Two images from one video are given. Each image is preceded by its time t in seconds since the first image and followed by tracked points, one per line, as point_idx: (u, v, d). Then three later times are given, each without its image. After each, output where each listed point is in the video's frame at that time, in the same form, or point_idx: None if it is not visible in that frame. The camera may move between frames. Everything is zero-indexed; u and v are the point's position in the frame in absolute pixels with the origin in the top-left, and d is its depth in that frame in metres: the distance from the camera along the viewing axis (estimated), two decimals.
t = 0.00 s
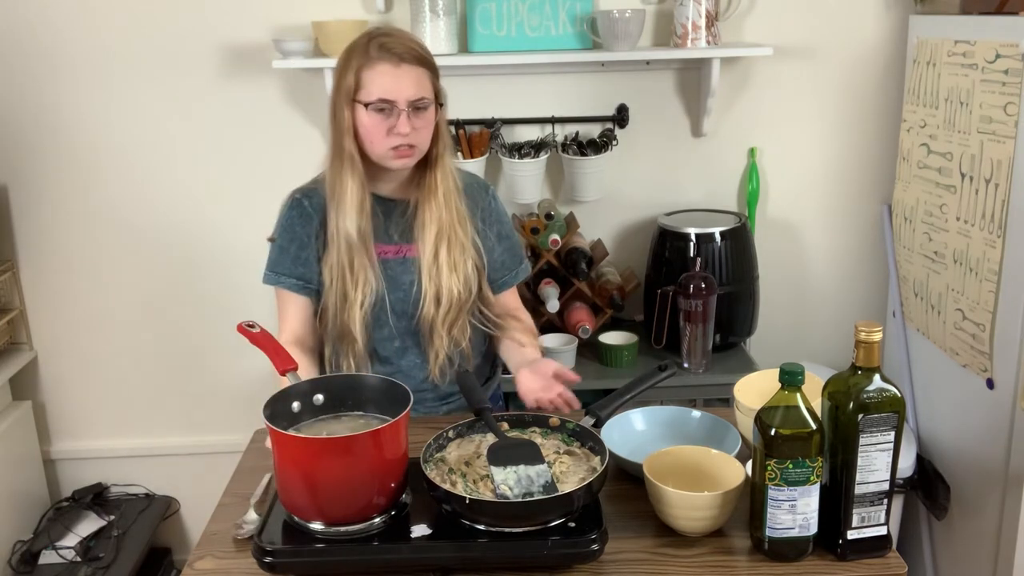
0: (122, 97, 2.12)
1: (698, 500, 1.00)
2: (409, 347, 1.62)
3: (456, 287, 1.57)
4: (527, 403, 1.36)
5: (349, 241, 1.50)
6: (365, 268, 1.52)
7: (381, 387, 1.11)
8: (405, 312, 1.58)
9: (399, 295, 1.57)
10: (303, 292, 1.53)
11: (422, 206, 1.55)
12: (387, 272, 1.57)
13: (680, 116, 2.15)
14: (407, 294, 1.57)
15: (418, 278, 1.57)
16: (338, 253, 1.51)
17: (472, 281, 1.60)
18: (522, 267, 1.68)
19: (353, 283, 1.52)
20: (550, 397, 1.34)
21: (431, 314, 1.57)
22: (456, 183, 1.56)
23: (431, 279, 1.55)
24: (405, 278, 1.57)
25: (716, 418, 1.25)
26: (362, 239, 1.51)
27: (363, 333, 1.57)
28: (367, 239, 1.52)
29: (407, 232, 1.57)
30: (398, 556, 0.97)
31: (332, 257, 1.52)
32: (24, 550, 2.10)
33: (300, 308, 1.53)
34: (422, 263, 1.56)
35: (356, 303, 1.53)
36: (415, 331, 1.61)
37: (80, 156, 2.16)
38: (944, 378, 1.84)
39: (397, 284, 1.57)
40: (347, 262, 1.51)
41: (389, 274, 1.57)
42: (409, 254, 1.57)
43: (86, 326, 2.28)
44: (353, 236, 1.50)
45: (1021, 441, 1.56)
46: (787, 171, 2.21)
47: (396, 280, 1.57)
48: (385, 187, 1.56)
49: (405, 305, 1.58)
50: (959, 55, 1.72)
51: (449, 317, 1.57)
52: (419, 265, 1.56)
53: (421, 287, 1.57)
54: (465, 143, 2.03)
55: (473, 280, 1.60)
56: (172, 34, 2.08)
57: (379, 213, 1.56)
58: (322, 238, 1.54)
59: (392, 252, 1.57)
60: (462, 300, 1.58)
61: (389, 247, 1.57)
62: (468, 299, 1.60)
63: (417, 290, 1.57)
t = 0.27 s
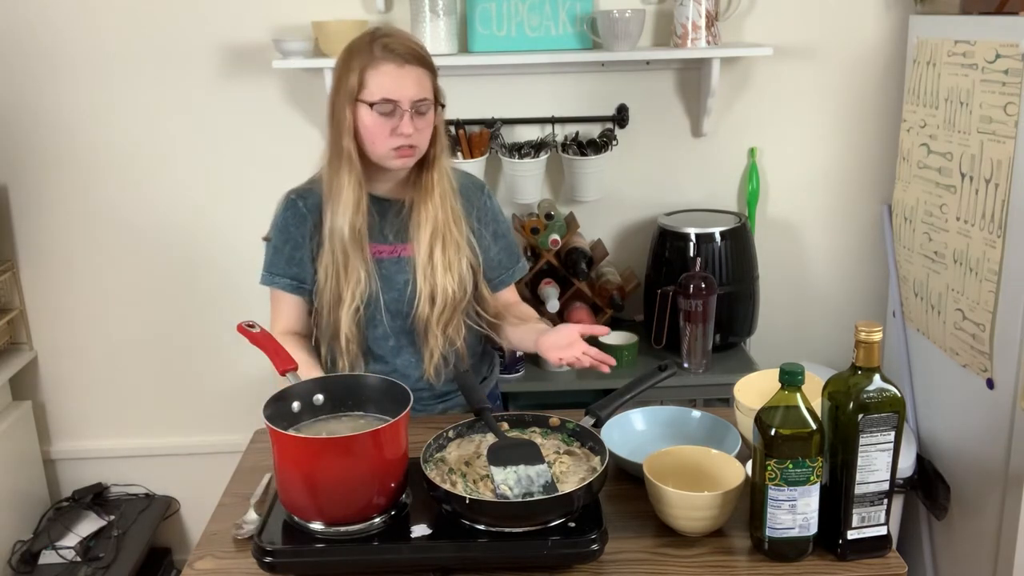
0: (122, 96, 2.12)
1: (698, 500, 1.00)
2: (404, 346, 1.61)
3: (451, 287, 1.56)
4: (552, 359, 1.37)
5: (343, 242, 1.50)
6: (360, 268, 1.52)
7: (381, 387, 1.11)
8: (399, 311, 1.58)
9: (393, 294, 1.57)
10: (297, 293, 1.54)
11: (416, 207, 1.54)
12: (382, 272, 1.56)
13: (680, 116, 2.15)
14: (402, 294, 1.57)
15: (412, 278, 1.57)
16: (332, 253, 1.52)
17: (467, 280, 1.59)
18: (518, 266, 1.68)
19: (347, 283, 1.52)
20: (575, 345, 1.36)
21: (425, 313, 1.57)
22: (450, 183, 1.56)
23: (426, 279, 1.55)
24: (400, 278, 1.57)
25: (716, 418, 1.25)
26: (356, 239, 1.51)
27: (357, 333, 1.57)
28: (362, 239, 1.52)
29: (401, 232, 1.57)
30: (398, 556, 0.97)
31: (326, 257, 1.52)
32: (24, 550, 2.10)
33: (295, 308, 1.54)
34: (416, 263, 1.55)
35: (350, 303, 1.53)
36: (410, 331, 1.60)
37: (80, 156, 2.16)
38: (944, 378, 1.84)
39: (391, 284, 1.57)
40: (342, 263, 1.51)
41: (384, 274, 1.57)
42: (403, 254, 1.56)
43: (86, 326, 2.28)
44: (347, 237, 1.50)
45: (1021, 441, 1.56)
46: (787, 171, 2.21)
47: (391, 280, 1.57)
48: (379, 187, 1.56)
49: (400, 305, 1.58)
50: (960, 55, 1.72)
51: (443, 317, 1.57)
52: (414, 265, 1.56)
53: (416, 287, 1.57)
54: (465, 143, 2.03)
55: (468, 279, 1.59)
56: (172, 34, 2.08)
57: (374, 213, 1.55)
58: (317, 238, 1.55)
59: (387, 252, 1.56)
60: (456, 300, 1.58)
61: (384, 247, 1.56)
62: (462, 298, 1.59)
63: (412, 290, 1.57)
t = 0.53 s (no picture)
0: (122, 96, 2.12)
1: (698, 500, 1.00)
2: (406, 348, 1.60)
3: (451, 287, 1.55)
4: (542, 353, 1.37)
5: (343, 245, 1.50)
6: (360, 271, 1.51)
7: (380, 387, 1.11)
8: (400, 314, 1.58)
9: (395, 297, 1.57)
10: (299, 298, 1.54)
11: (416, 208, 1.54)
12: (382, 275, 1.56)
13: (680, 116, 2.15)
14: (403, 296, 1.57)
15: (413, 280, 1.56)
16: (333, 256, 1.51)
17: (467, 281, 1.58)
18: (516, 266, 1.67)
19: (348, 287, 1.52)
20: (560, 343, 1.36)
21: (426, 314, 1.55)
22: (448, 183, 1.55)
23: (426, 280, 1.54)
24: (400, 280, 1.56)
25: (716, 418, 1.25)
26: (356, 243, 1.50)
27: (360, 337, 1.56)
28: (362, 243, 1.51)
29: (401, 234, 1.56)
30: (398, 556, 0.97)
31: (327, 261, 1.52)
32: (24, 550, 2.10)
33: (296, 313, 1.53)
34: (416, 264, 1.54)
35: (352, 306, 1.52)
36: (411, 333, 1.60)
37: (80, 156, 2.16)
38: (944, 378, 1.84)
39: (391, 287, 1.56)
40: (342, 267, 1.51)
41: (385, 277, 1.56)
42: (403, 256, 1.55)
43: (86, 326, 2.28)
44: (347, 240, 1.50)
45: (1021, 441, 1.56)
46: (787, 171, 2.21)
47: (392, 282, 1.56)
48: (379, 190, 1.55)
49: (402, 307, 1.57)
50: (959, 55, 1.72)
51: (444, 317, 1.56)
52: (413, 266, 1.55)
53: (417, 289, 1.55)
54: (465, 143, 2.03)
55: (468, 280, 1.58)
56: (172, 34, 2.08)
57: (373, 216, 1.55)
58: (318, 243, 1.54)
59: (387, 255, 1.55)
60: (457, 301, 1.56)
61: (384, 250, 1.55)
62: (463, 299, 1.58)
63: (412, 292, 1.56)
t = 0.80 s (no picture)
0: (122, 96, 2.12)
1: (698, 500, 1.00)
2: (427, 350, 1.61)
3: (472, 289, 1.54)
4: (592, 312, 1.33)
5: (365, 243, 1.52)
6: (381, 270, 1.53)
7: (381, 387, 1.11)
8: (421, 315, 1.59)
9: (417, 297, 1.58)
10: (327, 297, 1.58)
11: (441, 210, 1.55)
12: (405, 275, 1.57)
13: (680, 115, 2.15)
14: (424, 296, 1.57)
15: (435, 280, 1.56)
16: (356, 255, 1.54)
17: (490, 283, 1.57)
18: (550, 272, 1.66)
19: (369, 285, 1.53)
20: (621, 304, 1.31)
21: (446, 314, 1.55)
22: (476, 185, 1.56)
23: (446, 279, 1.54)
24: (422, 280, 1.57)
25: (716, 418, 1.25)
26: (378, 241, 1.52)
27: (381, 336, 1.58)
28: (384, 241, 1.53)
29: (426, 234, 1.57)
30: (398, 556, 0.97)
31: (349, 259, 1.54)
32: (24, 550, 2.09)
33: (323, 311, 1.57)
34: (438, 264, 1.54)
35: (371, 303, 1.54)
36: (433, 334, 1.60)
37: (80, 156, 2.16)
38: (944, 378, 1.84)
39: (414, 287, 1.57)
40: (364, 264, 1.53)
41: (407, 277, 1.57)
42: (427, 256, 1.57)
43: (86, 326, 2.28)
44: (368, 239, 1.52)
45: (1021, 441, 1.56)
46: (787, 171, 2.21)
47: (415, 282, 1.57)
48: (406, 191, 1.57)
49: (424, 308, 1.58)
50: (959, 55, 1.72)
51: (463, 319, 1.56)
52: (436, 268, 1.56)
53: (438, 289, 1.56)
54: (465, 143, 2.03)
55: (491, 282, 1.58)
56: (172, 34, 2.08)
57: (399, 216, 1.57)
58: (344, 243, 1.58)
59: (411, 255, 1.57)
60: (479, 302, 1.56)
61: (408, 250, 1.57)
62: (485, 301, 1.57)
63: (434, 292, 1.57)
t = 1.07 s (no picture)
0: (122, 96, 2.12)
1: (698, 500, 1.00)
2: (500, 353, 1.58)
3: (550, 292, 1.53)
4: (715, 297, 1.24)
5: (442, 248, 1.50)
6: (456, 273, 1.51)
7: (382, 387, 1.11)
8: (495, 316, 1.56)
9: (490, 300, 1.55)
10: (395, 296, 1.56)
11: (518, 211, 1.52)
12: (477, 277, 1.54)
13: (680, 115, 2.15)
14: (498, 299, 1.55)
15: (510, 283, 1.54)
16: (429, 258, 1.51)
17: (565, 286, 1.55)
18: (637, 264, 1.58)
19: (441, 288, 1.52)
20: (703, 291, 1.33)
21: (523, 319, 1.54)
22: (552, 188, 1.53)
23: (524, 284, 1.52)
24: (496, 282, 1.54)
25: (716, 418, 1.25)
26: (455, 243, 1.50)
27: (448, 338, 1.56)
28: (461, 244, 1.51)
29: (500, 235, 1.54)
30: (398, 556, 0.97)
31: (418, 260, 1.52)
32: (24, 550, 2.09)
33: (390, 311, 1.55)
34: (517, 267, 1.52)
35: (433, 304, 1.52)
36: (506, 336, 1.57)
37: (81, 156, 2.16)
38: (945, 378, 1.84)
39: (486, 289, 1.54)
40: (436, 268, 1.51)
41: (479, 279, 1.54)
42: (501, 258, 1.54)
43: (87, 327, 2.28)
44: (439, 240, 1.50)
45: (1021, 441, 1.56)
46: (787, 171, 2.21)
47: (490, 284, 1.54)
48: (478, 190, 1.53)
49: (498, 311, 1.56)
50: (959, 55, 1.72)
51: (540, 323, 1.54)
52: (511, 270, 1.53)
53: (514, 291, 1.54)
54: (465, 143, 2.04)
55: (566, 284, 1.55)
56: (172, 34, 2.08)
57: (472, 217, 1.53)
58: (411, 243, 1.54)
59: (486, 256, 1.54)
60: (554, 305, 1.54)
61: (481, 251, 1.54)
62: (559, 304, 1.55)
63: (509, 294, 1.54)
